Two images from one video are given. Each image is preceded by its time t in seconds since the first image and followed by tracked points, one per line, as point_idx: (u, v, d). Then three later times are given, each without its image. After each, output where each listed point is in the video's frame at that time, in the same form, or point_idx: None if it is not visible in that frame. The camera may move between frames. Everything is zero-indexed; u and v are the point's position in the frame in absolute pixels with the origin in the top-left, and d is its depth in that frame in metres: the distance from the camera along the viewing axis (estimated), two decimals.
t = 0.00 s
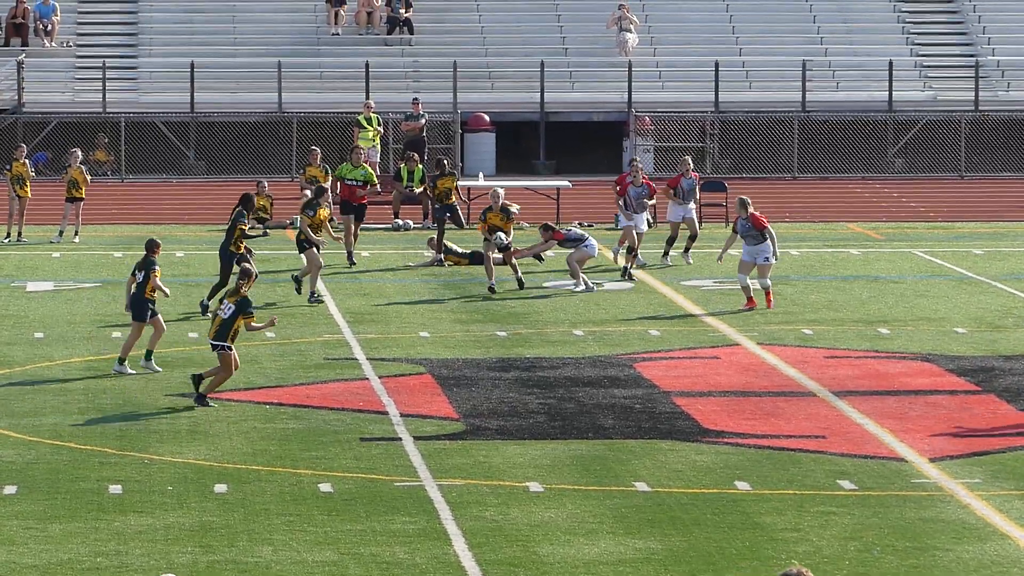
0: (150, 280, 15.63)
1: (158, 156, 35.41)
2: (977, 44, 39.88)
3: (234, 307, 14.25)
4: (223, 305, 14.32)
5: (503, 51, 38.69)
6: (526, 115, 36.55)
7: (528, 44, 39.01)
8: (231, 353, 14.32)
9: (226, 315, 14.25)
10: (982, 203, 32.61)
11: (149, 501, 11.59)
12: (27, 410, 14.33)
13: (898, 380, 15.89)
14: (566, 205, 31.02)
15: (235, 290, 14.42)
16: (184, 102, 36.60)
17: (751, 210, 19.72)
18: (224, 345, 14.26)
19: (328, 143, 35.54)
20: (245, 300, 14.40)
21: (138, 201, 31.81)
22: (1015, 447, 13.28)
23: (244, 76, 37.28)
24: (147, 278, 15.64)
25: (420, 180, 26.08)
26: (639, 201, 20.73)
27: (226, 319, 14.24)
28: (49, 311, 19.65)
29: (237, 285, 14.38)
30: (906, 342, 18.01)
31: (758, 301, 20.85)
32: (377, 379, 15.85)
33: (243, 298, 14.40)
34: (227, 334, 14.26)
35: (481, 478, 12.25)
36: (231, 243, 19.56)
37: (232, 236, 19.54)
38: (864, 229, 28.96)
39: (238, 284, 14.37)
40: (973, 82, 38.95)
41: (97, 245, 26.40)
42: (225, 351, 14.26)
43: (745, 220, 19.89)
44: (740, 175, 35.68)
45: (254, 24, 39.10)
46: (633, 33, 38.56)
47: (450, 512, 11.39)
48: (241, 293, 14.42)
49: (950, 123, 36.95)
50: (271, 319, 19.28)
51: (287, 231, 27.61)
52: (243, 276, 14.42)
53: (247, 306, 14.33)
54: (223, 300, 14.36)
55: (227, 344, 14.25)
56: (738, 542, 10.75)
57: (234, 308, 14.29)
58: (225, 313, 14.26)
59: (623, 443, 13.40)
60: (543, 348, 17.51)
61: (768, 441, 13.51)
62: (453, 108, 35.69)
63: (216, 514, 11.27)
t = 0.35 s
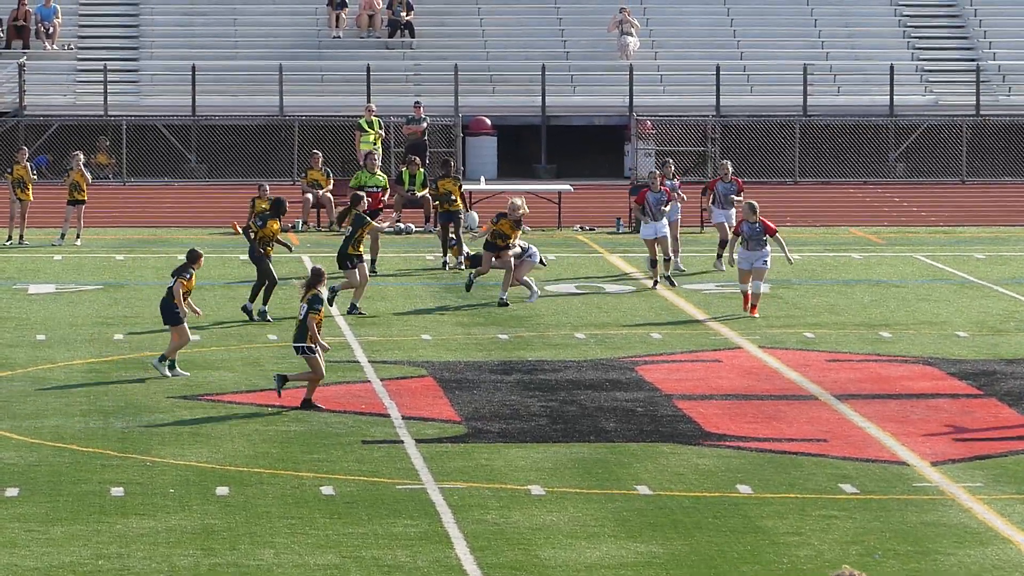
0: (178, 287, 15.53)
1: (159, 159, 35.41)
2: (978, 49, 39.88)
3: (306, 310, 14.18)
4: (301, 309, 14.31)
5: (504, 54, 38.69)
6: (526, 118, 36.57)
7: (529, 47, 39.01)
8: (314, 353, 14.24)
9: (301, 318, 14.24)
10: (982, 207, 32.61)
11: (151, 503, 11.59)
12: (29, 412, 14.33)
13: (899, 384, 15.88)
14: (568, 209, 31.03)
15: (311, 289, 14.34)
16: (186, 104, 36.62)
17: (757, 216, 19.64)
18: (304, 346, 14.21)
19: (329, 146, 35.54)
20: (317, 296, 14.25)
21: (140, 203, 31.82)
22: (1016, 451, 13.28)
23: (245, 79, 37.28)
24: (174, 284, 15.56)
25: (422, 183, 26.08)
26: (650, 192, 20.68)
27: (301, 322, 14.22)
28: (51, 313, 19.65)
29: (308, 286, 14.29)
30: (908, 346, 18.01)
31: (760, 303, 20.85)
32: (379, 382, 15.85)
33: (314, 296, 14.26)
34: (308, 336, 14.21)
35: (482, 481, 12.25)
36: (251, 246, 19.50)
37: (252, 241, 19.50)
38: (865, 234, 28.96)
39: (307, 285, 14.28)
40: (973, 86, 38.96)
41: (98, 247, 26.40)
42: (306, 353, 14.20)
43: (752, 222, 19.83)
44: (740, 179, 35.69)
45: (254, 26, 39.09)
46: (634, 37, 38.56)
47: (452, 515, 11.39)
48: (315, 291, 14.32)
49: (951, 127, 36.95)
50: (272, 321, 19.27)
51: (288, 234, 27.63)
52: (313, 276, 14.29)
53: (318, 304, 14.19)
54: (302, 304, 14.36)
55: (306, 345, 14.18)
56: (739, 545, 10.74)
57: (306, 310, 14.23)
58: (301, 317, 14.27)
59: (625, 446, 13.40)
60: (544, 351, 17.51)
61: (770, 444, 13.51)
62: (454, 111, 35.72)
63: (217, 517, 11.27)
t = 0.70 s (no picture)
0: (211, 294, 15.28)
1: (159, 161, 35.44)
2: (978, 49, 39.90)
3: (370, 303, 13.91)
4: (358, 303, 14.02)
5: (504, 56, 38.71)
6: (526, 120, 36.61)
7: (529, 49, 39.04)
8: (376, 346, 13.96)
9: (362, 311, 13.96)
10: (982, 207, 32.61)
11: (151, 506, 11.59)
12: (29, 415, 14.35)
13: (899, 385, 15.89)
14: (568, 211, 31.04)
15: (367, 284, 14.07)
16: (186, 107, 36.66)
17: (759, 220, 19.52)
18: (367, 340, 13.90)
19: (329, 148, 35.56)
20: (378, 289, 14.02)
21: (140, 206, 31.85)
22: (1016, 451, 13.28)
23: (245, 82, 37.29)
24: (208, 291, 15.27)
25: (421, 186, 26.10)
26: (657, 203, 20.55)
27: (363, 316, 13.95)
28: (52, 315, 19.67)
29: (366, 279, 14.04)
30: (907, 346, 18.01)
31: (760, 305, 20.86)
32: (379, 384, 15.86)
33: (375, 288, 14.01)
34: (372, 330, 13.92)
35: (483, 483, 12.26)
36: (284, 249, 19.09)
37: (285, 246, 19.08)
38: (866, 234, 28.97)
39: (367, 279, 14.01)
40: (973, 87, 38.96)
41: (99, 250, 26.42)
42: (370, 347, 13.90)
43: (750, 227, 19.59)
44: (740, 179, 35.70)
45: (254, 29, 39.12)
46: (634, 38, 38.62)
47: (452, 517, 11.40)
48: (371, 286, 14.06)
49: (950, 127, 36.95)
50: (273, 323, 19.29)
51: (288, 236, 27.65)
52: (371, 268, 14.05)
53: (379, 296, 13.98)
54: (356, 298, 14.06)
55: (370, 339, 13.88)
56: (739, 547, 10.75)
57: (367, 303, 13.97)
58: (360, 310, 13.97)
59: (625, 448, 13.41)
60: (544, 353, 17.52)
61: (770, 446, 13.51)
62: (453, 113, 35.75)
63: (217, 519, 11.27)
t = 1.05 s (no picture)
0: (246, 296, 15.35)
1: (159, 165, 35.43)
2: (979, 53, 39.91)
3: (405, 317, 13.74)
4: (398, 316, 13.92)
5: (506, 60, 38.71)
6: (527, 124, 36.61)
7: (530, 52, 39.05)
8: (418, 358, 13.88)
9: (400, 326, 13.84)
10: (982, 211, 32.61)
11: (154, 509, 11.59)
12: (31, 419, 14.34)
13: (901, 388, 15.89)
14: (569, 215, 31.04)
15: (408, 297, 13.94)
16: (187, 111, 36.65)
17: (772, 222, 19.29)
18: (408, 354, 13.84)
19: (329, 151, 35.58)
20: (415, 303, 13.83)
21: (140, 210, 31.85)
22: (1018, 454, 13.28)
23: (246, 85, 37.26)
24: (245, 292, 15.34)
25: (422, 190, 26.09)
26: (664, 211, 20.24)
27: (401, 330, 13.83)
28: (53, 320, 19.67)
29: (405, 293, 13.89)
30: (909, 350, 18.02)
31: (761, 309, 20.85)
32: (381, 388, 15.85)
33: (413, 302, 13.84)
34: (411, 343, 13.82)
35: (485, 487, 12.25)
36: (316, 262, 18.32)
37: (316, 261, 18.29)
38: (867, 238, 28.96)
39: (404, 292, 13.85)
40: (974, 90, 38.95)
41: (99, 254, 26.42)
42: (409, 360, 13.84)
43: (767, 233, 19.30)
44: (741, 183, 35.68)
45: (255, 33, 39.14)
46: (635, 41, 38.65)
47: (455, 520, 11.40)
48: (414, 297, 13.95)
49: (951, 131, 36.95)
50: (275, 327, 19.30)
51: (289, 240, 27.65)
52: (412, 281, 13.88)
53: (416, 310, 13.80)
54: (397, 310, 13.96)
55: (409, 353, 13.81)
56: (742, 550, 10.75)
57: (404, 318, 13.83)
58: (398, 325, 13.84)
59: (627, 451, 13.41)
60: (546, 356, 17.51)
61: (773, 449, 13.51)
62: (454, 116, 35.74)
63: (220, 523, 11.27)
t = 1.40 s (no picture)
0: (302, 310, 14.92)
1: (160, 169, 35.43)
2: (980, 56, 39.92)
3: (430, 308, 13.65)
4: (422, 310, 13.77)
5: (507, 64, 38.72)
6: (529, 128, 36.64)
7: (532, 56, 39.07)
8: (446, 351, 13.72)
9: (427, 319, 13.70)
10: (983, 215, 32.59)
11: (153, 515, 11.58)
12: (31, 424, 14.34)
13: (902, 392, 15.88)
14: (570, 219, 31.04)
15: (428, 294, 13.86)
16: (188, 115, 36.67)
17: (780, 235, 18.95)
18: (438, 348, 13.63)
19: (330, 156, 35.59)
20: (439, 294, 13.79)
21: (141, 214, 31.86)
22: (1019, 459, 13.26)
23: (247, 89, 37.26)
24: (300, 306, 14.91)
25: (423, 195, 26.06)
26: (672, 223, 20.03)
27: (429, 323, 13.69)
28: (53, 325, 19.67)
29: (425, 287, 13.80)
30: (910, 354, 18.01)
31: (762, 313, 20.83)
32: (382, 392, 15.84)
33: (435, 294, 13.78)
34: (438, 336, 13.66)
35: (485, 492, 12.24)
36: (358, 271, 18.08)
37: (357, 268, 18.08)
38: (868, 242, 28.95)
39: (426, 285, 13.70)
40: (976, 93, 38.95)
41: (100, 258, 26.42)
42: (438, 356, 13.65)
43: (772, 243, 19.00)
44: (743, 187, 35.66)
45: (257, 37, 39.17)
46: (636, 45, 38.72)
47: (455, 525, 11.38)
48: (432, 291, 13.83)
49: (953, 135, 36.93)
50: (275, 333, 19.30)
51: (290, 245, 27.66)
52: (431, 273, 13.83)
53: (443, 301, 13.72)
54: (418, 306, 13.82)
55: (439, 347, 13.63)
56: (743, 555, 10.73)
57: (431, 310, 13.71)
58: (425, 319, 13.71)
59: (628, 456, 13.40)
60: (547, 361, 17.50)
61: (773, 454, 13.49)
62: (455, 121, 35.75)
63: (220, 528, 11.26)
